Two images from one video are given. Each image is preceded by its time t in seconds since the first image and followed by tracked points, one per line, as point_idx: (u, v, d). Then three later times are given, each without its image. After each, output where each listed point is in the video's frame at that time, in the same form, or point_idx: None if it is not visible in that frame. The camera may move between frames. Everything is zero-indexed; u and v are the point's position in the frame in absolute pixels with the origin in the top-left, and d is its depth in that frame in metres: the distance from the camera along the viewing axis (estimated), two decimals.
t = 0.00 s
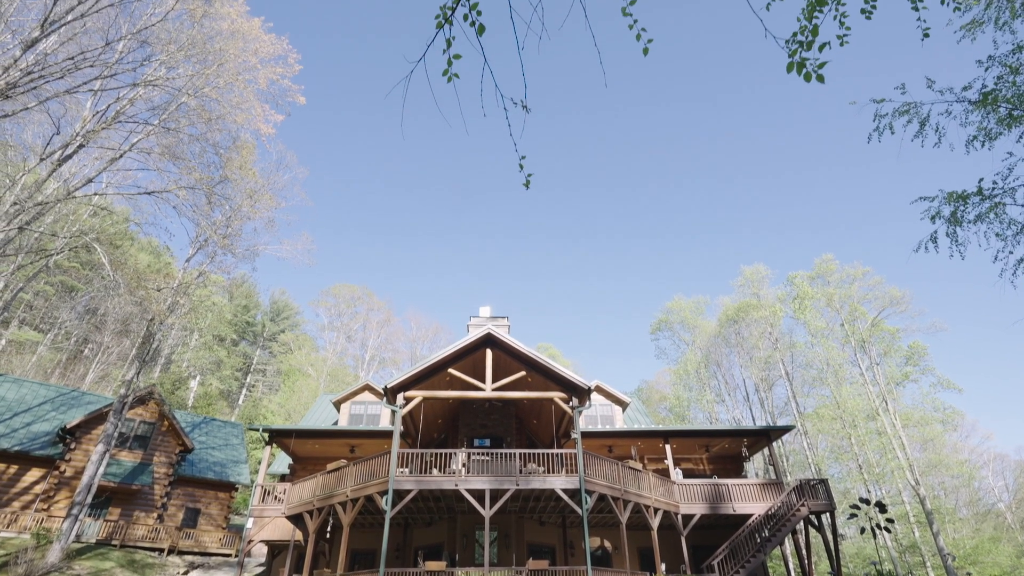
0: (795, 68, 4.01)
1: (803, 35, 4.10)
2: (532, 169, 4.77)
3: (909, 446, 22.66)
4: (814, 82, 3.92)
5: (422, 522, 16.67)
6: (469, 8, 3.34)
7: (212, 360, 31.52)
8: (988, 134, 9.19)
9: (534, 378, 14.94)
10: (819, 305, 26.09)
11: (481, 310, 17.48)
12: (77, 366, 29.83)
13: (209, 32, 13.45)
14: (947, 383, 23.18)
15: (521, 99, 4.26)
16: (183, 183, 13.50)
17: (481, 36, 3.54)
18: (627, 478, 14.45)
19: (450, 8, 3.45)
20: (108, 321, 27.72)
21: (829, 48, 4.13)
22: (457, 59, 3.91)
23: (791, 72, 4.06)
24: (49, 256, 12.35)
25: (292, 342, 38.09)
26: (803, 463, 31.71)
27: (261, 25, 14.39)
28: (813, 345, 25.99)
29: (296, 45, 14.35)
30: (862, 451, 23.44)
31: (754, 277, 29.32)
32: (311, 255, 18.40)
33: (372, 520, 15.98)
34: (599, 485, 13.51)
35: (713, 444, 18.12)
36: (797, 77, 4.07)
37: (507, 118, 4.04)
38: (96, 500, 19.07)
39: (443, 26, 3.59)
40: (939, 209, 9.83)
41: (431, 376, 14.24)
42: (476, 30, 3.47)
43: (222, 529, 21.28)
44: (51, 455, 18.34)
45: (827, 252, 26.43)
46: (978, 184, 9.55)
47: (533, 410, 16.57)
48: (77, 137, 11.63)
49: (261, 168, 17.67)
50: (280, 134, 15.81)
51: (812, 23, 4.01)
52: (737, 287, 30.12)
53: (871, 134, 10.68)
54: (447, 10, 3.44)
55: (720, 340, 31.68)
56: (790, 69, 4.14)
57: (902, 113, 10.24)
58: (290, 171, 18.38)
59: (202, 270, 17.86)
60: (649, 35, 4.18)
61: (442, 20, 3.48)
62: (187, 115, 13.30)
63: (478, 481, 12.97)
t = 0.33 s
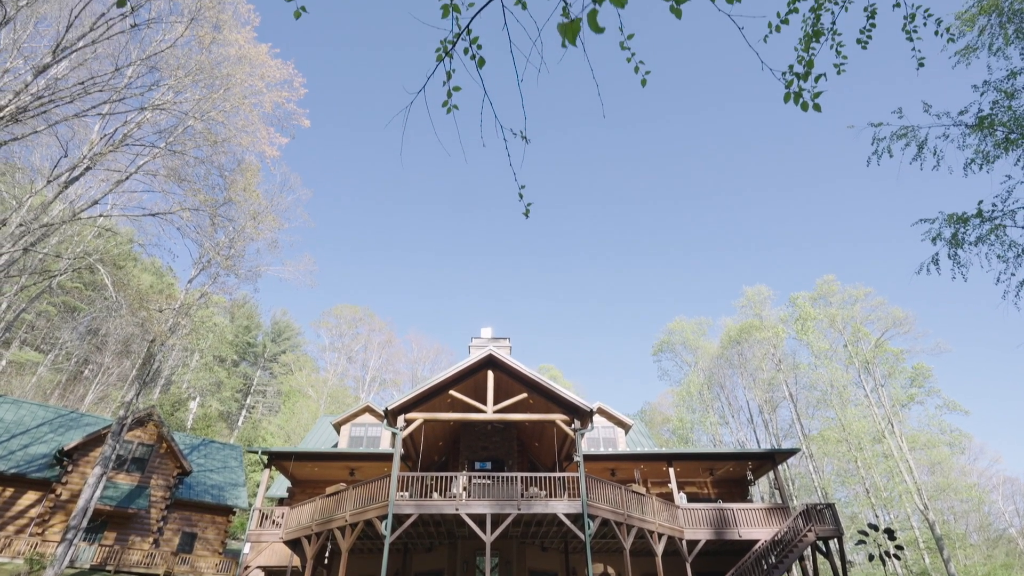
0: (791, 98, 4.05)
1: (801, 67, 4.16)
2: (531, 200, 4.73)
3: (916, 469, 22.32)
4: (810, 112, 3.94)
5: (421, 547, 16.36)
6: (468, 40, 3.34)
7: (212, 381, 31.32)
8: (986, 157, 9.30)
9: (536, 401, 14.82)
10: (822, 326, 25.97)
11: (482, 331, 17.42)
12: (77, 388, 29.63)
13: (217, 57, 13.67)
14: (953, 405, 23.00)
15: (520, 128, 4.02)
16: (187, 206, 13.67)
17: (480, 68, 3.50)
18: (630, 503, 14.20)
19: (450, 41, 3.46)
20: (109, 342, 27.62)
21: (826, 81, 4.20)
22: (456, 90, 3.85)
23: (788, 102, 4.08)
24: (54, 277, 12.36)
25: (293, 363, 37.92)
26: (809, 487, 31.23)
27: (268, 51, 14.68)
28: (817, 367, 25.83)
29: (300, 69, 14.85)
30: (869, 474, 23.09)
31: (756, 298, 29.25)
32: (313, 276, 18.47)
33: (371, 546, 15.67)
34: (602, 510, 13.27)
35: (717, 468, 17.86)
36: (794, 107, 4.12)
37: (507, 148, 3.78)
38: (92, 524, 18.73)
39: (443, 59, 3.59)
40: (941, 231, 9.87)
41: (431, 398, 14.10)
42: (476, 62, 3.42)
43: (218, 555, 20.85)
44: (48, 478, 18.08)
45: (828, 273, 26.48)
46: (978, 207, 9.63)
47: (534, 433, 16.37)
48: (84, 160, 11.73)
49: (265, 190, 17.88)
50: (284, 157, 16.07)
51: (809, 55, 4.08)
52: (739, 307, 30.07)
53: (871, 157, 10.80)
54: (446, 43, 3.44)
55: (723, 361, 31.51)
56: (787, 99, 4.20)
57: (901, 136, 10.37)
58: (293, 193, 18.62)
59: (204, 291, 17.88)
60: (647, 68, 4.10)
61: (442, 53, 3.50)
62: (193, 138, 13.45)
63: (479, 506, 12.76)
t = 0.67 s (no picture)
0: (790, 132, 4.08)
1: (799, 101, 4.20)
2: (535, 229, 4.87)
3: (925, 494, 21.94)
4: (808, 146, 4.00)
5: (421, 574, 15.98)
6: (472, 73, 3.40)
7: (211, 403, 31.06)
8: (985, 180, 9.40)
9: (538, 424, 14.66)
10: (825, 347, 25.84)
11: (483, 352, 17.34)
12: (76, 409, 29.36)
13: (224, 82, 13.91)
14: (960, 428, 22.74)
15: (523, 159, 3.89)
16: (191, 227, 13.74)
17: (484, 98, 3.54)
18: (634, 529, 13.93)
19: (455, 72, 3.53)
20: (109, 363, 27.44)
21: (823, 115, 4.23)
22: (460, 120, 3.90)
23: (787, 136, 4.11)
24: (56, 298, 12.33)
25: (293, 385, 37.69)
26: (816, 512, 30.66)
27: (274, 76, 14.94)
28: (821, 389, 25.61)
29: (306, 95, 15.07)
30: (877, 499, 22.67)
31: (759, 319, 29.18)
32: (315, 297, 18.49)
33: (369, 573, 15.31)
34: (605, 536, 13.02)
35: (721, 492, 17.57)
36: (792, 141, 4.15)
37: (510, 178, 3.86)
38: (86, 550, 18.31)
39: (448, 90, 3.66)
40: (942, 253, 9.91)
41: (431, 421, 13.97)
42: (479, 94, 3.47)
43: None
44: (43, 501, 17.78)
45: (831, 294, 26.48)
46: (979, 228, 9.68)
47: (536, 456, 16.16)
48: (90, 183, 11.85)
49: (269, 212, 18.04)
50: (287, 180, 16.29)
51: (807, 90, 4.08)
52: (741, 328, 29.97)
53: (870, 180, 10.91)
54: (450, 76, 3.51)
55: (727, 383, 31.24)
56: (785, 132, 4.26)
57: (899, 160, 10.50)
58: (296, 215, 18.80)
59: (205, 312, 17.84)
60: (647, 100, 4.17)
61: (446, 84, 3.57)
62: (199, 161, 13.61)
63: (480, 531, 12.53)
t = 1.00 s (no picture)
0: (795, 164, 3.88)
1: (802, 134, 4.09)
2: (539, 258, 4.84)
3: (934, 520, 21.52)
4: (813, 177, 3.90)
5: None
6: (478, 104, 3.45)
7: (210, 425, 30.74)
8: (984, 204, 9.49)
9: (539, 447, 14.47)
10: (828, 370, 25.70)
11: (485, 375, 17.23)
12: (73, 431, 29.06)
13: (230, 107, 14.16)
14: (967, 453, 22.44)
15: (528, 190, 3.80)
16: (194, 249, 13.82)
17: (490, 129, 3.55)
18: (637, 556, 13.62)
19: (461, 104, 3.55)
20: (109, 384, 27.29)
21: (828, 148, 4.09)
22: (467, 150, 3.90)
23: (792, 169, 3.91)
24: (58, 318, 12.30)
25: (293, 407, 37.38)
26: (823, 539, 30.04)
27: (279, 101, 15.34)
28: (825, 413, 25.39)
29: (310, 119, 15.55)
30: (884, 526, 22.20)
31: (761, 342, 29.07)
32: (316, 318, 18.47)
33: None
34: (607, 564, 12.73)
35: (726, 519, 17.23)
36: (796, 173, 3.97)
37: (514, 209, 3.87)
38: None
39: (454, 122, 3.68)
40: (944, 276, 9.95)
41: (431, 444, 13.80)
42: (485, 124, 3.50)
43: None
44: (36, 526, 17.43)
45: (832, 316, 26.45)
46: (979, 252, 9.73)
47: (537, 481, 15.91)
48: (95, 204, 11.95)
49: (272, 234, 18.18)
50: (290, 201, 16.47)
51: (809, 122, 3.97)
52: (744, 351, 29.82)
53: (870, 204, 11.00)
54: (457, 107, 3.56)
55: (729, 406, 30.97)
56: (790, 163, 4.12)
57: (897, 185, 10.61)
58: (299, 237, 18.93)
59: (206, 333, 17.76)
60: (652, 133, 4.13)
61: (453, 115, 3.61)
62: (204, 184, 13.75)
63: (480, 559, 12.26)
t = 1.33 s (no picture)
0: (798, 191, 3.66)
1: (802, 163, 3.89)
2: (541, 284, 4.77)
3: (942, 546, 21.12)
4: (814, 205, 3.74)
5: None
6: (481, 132, 3.46)
7: (207, 447, 30.38)
8: (984, 226, 9.56)
9: (540, 470, 14.27)
10: (831, 392, 25.50)
11: (486, 396, 17.08)
12: (68, 453, 28.71)
13: (235, 129, 14.35)
14: (974, 476, 22.15)
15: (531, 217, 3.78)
16: (195, 269, 13.83)
17: (492, 157, 3.56)
18: None
19: (464, 132, 3.56)
20: (106, 405, 27.07)
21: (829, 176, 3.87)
22: (469, 178, 3.88)
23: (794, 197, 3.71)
24: (58, 339, 12.22)
25: (291, 429, 37.03)
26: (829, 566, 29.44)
27: (282, 124, 15.68)
28: (829, 435, 25.15)
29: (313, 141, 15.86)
30: (893, 552, 21.76)
31: (763, 363, 28.92)
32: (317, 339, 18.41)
33: None
34: None
35: (731, 544, 16.89)
36: (797, 201, 3.77)
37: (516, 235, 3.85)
38: None
39: (457, 150, 3.69)
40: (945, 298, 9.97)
41: (430, 467, 13.60)
42: (488, 152, 3.50)
43: None
44: (28, 550, 16.95)
45: (834, 337, 26.39)
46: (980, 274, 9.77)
47: (538, 505, 15.65)
48: (98, 225, 12.02)
49: (274, 255, 18.26)
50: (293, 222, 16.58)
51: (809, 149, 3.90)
52: (746, 372, 29.66)
53: (870, 225, 11.08)
54: (459, 135, 3.58)
55: (732, 428, 30.71)
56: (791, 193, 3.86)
57: (896, 208, 10.72)
58: (300, 258, 19.03)
59: (206, 353, 17.67)
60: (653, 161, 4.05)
61: (455, 143, 3.62)
62: (207, 205, 13.80)
63: None
